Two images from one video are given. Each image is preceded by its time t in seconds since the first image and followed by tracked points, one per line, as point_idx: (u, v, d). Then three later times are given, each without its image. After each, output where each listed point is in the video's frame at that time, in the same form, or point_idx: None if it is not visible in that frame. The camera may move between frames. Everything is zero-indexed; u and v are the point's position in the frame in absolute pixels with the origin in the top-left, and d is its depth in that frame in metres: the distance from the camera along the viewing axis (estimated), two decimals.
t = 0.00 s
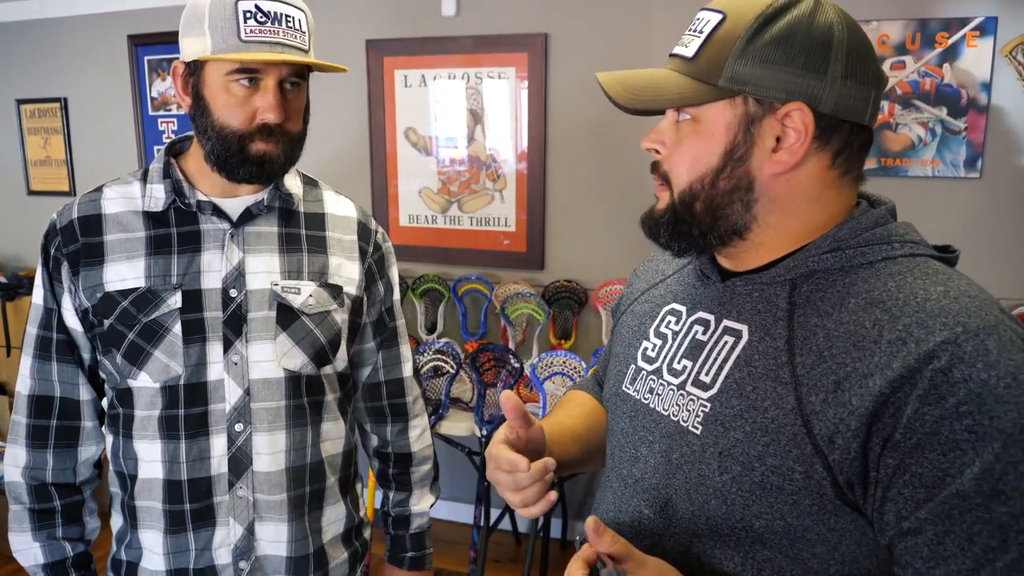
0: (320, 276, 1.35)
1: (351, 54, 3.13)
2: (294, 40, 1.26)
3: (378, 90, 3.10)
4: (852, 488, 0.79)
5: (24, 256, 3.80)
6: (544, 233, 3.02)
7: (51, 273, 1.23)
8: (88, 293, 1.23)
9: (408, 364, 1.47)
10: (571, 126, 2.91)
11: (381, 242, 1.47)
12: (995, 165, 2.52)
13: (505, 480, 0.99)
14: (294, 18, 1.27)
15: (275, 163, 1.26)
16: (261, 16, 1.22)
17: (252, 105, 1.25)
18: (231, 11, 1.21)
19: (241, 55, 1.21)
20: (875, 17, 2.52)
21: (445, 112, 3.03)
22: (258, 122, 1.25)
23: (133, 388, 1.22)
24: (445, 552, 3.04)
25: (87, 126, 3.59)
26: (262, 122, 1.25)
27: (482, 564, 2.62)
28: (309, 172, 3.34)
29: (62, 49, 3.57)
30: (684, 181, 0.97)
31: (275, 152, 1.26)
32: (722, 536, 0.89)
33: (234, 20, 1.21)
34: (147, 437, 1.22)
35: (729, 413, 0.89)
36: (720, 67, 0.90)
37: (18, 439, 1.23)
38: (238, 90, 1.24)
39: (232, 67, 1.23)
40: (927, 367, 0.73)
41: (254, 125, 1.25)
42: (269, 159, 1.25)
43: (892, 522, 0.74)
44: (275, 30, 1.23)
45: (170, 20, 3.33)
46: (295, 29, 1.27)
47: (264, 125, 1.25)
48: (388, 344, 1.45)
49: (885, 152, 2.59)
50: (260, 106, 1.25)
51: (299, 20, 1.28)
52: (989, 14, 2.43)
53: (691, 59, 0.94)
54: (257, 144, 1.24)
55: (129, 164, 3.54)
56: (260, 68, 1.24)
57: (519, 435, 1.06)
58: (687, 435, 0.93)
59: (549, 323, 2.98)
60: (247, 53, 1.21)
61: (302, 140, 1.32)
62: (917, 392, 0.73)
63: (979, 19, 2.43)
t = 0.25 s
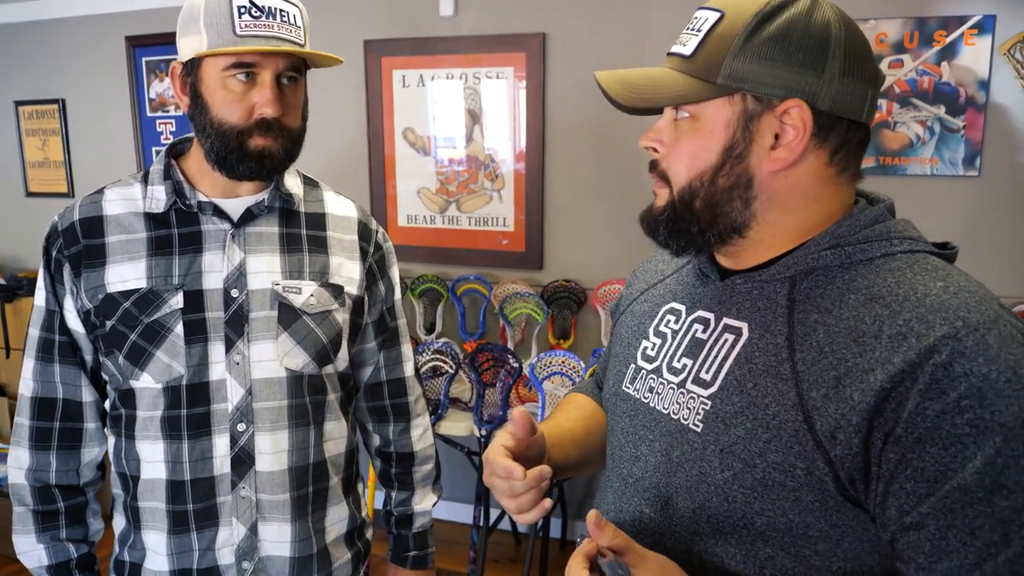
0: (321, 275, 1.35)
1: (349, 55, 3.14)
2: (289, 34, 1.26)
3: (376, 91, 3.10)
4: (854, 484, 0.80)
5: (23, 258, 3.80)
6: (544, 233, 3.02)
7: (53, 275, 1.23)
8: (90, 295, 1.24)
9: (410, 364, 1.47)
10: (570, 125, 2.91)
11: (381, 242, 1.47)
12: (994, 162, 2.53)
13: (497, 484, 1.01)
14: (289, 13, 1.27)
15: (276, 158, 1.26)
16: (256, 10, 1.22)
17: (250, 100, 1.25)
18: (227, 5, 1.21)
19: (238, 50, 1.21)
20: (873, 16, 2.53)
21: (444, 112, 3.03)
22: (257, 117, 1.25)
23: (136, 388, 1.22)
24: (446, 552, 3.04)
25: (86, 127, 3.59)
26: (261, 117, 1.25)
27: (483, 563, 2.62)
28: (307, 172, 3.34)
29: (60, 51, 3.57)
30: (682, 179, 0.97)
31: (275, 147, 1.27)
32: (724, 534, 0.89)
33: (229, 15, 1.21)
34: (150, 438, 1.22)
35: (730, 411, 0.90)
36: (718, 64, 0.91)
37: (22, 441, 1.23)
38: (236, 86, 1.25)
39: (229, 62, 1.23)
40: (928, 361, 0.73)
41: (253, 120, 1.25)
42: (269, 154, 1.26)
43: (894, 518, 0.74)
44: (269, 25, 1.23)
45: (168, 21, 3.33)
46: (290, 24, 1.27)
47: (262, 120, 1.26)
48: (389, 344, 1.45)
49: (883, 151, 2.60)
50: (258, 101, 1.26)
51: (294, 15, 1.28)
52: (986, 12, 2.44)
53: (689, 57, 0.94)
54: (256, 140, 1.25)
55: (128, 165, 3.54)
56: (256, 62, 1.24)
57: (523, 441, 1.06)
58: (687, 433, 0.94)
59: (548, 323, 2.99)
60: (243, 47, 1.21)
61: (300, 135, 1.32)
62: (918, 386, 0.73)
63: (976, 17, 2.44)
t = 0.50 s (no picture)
0: (322, 276, 1.35)
1: (348, 55, 3.14)
2: (288, 36, 1.26)
3: (375, 91, 3.10)
4: (863, 486, 0.80)
5: (22, 260, 3.80)
6: (544, 233, 3.02)
7: (54, 277, 1.23)
8: (91, 297, 1.24)
9: (411, 364, 1.47)
10: (569, 126, 2.91)
11: (381, 242, 1.47)
12: (993, 161, 2.53)
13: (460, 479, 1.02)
14: (288, 14, 1.27)
15: (274, 159, 1.26)
16: (255, 12, 1.22)
17: (249, 101, 1.25)
18: (225, 7, 1.21)
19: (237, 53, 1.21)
20: (871, 15, 2.53)
21: (443, 113, 3.03)
22: (255, 119, 1.25)
23: (137, 390, 1.22)
24: (447, 553, 3.04)
25: (85, 129, 3.59)
26: (259, 119, 1.25)
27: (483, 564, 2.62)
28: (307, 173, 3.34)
29: (58, 52, 3.57)
30: (689, 189, 0.96)
31: (272, 148, 1.26)
32: (731, 536, 0.89)
33: (227, 17, 1.21)
34: (151, 440, 1.22)
35: (737, 413, 0.90)
36: (715, 70, 0.90)
37: (22, 444, 1.23)
38: (234, 88, 1.25)
39: (227, 64, 1.23)
40: (939, 363, 0.73)
41: (251, 122, 1.25)
42: (267, 156, 1.26)
43: (903, 520, 0.75)
44: (268, 26, 1.24)
45: (166, 22, 3.33)
46: (289, 26, 1.27)
47: (261, 121, 1.26)
48: (390, 344, 1.45)
49: (882, 150, 2.60)
50: (256, 103, 1.26)
51: (292, 16, 1.28)
52: (985, 12, 2.44)
53: (684, 65, 0.94)
54: (254, 141, 1.25)
55: (127, 167, 3.54)
56: (255, 63, 1.24)
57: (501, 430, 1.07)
58: (694, 435, 0.94)
59: (548, 323, 2.99)
60: (242, 50, 1.21)
61: (299, 137, 1.32)
62: (928, 388, 0.73)
63: (975, 16, 2.44)
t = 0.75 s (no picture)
0: (324, 276, 1.35)
1: (349, 56, 3.14)
2: (290, 39, 1.26)
3: (376, 92, 3.10)
4: (877, 492, 0.80)
5: (24, 261, 3.80)
6: (545, 234, 3.02)
7: (56, 279, 1.23)
8: (93, 298, 1.24)
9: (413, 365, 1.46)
10: (570, 126, 2.91)
11: (383, 243, 1.47)
12: (995, 162, 2.52)
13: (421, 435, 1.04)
14: (290, 17, 1.27)
15: (275, 161, 1.26)
16: (256, 15, 1.22)
17: (250, 104, 1.25)
18: (227, 10, 1.21)
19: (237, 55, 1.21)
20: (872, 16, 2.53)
21: (444, 114, 3.03)
22: (256, 121, 1.25)
23: (139, 391, 1.22)
24: (449, 554, 3.04)
25: (86, 131, 3.59)
26: (260, 121, 1.25)
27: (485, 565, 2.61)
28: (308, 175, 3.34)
29: (60, 54, 3.57)
30: (695, 197, 0.95)
31: (273, 151, 1.26)
32: (741, 541, 0.89)
33: (229, 20, 1.21)
34: (153, 441, 1.22)
35: (748, 418, 0.89)
36: (718, 75, 0.90)
37: (24, 446, 1.23)
38: (235, 90, 1.25)
39: (228, 66, 1.24)
40: (954, 370, 0.73)
41: (252, 124, 1.25)
42: (267, 158, 1.25)
43: (916, 526, 0.75)
44: (270, 30, 1.23)
45: (167, 24, 3.33)
46: (291, 28, 1.27)
47: (261, 123, 1.25)
48: (392, 345, 1.45)
49: (883, 151, 2.60)
50: (257, 105, 1.26)
51: (294, 19, 1.28)
52: (986, 12, 2.43)
53: (685, 72, 0.94)
54: (255, 144, 1.25)
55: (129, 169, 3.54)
56: (256, 66, 1.25)
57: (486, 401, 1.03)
58: (703, 439, 0.93)
59: (549, 324, 2.98)
60: (243, 52, 1.21)
61: (300, 139, 1.32)
62: (943, 395, 0.74)
63: (976, 17, 2.44)
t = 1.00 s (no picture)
0: (324, 278, 1.35)
1: (350, 57, 3.13)
2: (292, 40, 1.26)
3: (377, 93, 3.10)
4: (883, 496, 0.79)
5: (25, 261, 3.80)
6: (545, 234, 3.02)
7: (56, 278, 1.23)
8: (93, 298, 1.23)
9: (413, 367, 1.46)
10: (571, 127, 2.91)
11: (384, 244, 1.46)
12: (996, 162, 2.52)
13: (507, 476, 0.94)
14: (292, 19, 1.27)
15: (276, 163, 1.26)
16: (259, 17, 1.22)
17: (251, 106, 1.25)
18: (230, 12, 1.22)
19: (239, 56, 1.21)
20: (873, 16, 2.53)
21: (445, 114, 3.03)
22: (258, 123, 1.25)
23: (138, 392, 1.22)
24: (448, 555, 3.03)
25: (87, 131, 3.59)
26: (262, 123, 1.25)
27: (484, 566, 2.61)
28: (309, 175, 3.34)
29: (61, 54, 3.57)
30: (702, 202, 0.95)
31: (274, 153, 1.26)
32: (744, 545, 0.88)
33: (231, 21, 1.21)
34: (152, 442, 1.22)
35: (753, 421, 0.89)
36: (726, 80, 0.89)
37: (23, 445, 1.23)
38: (237, 91, 1.25)
39: (230, 67, 1.23)
40: (961, 374, 0.73)
41: (254, 126, 1.24)
42: (269, 160, 1.25)
43: (923, 530, 0.74)
44: (272, 31, 1.23)
45: (168, 24, 3.33)
46: (293, 30, 1.26)
47: (264, 125, 1.25)
48: (392, 347, 1.44)
49: (884, 152, 2.60)
50: (259, 107, 1.25)
51: (297, 20, 1.28)
52: (987, 12, 2.43)
53: (690, 76, 0.93)
54: (257, 146, 1.24)
55: (129, 169, 3.54)
56: (258, 68, 1.24)
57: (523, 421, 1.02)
58: (707, 443, 0.93)
59: (550, 325, 2.98)
60: (245, 53, 1.21)
61: (302, 141, 1.32)
62: (950, 399, 0.73)
63: (977, 17, 2.43)
